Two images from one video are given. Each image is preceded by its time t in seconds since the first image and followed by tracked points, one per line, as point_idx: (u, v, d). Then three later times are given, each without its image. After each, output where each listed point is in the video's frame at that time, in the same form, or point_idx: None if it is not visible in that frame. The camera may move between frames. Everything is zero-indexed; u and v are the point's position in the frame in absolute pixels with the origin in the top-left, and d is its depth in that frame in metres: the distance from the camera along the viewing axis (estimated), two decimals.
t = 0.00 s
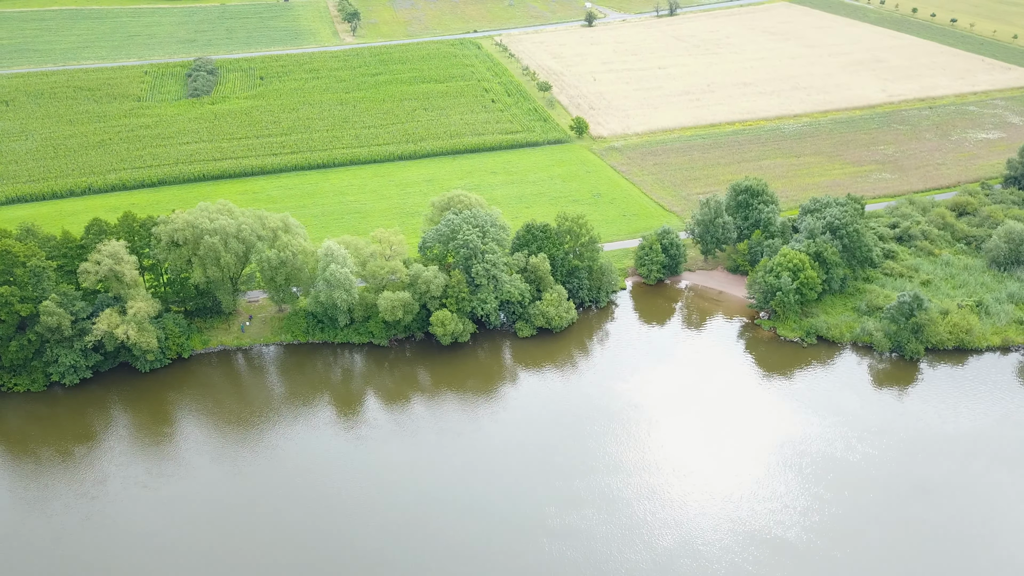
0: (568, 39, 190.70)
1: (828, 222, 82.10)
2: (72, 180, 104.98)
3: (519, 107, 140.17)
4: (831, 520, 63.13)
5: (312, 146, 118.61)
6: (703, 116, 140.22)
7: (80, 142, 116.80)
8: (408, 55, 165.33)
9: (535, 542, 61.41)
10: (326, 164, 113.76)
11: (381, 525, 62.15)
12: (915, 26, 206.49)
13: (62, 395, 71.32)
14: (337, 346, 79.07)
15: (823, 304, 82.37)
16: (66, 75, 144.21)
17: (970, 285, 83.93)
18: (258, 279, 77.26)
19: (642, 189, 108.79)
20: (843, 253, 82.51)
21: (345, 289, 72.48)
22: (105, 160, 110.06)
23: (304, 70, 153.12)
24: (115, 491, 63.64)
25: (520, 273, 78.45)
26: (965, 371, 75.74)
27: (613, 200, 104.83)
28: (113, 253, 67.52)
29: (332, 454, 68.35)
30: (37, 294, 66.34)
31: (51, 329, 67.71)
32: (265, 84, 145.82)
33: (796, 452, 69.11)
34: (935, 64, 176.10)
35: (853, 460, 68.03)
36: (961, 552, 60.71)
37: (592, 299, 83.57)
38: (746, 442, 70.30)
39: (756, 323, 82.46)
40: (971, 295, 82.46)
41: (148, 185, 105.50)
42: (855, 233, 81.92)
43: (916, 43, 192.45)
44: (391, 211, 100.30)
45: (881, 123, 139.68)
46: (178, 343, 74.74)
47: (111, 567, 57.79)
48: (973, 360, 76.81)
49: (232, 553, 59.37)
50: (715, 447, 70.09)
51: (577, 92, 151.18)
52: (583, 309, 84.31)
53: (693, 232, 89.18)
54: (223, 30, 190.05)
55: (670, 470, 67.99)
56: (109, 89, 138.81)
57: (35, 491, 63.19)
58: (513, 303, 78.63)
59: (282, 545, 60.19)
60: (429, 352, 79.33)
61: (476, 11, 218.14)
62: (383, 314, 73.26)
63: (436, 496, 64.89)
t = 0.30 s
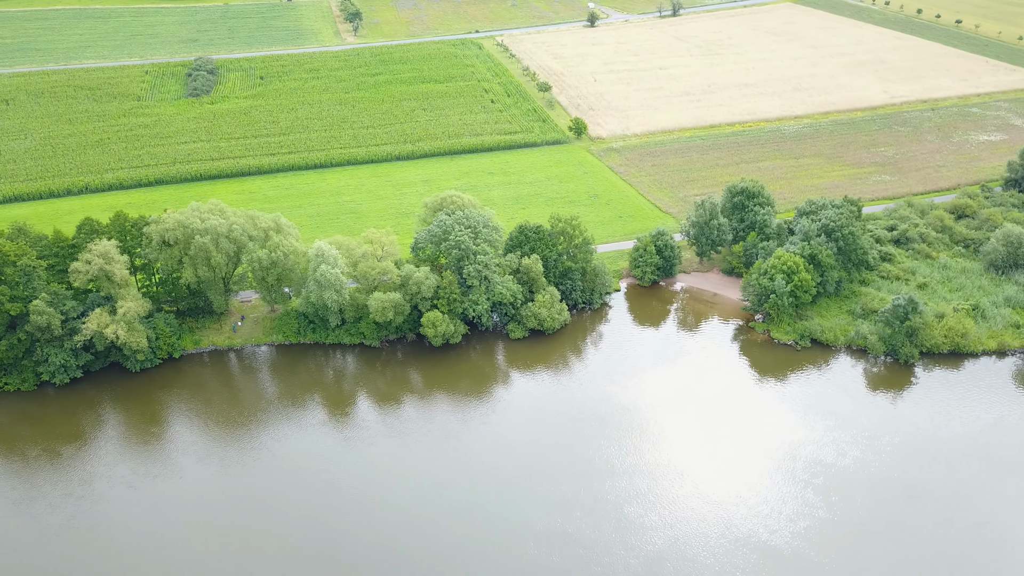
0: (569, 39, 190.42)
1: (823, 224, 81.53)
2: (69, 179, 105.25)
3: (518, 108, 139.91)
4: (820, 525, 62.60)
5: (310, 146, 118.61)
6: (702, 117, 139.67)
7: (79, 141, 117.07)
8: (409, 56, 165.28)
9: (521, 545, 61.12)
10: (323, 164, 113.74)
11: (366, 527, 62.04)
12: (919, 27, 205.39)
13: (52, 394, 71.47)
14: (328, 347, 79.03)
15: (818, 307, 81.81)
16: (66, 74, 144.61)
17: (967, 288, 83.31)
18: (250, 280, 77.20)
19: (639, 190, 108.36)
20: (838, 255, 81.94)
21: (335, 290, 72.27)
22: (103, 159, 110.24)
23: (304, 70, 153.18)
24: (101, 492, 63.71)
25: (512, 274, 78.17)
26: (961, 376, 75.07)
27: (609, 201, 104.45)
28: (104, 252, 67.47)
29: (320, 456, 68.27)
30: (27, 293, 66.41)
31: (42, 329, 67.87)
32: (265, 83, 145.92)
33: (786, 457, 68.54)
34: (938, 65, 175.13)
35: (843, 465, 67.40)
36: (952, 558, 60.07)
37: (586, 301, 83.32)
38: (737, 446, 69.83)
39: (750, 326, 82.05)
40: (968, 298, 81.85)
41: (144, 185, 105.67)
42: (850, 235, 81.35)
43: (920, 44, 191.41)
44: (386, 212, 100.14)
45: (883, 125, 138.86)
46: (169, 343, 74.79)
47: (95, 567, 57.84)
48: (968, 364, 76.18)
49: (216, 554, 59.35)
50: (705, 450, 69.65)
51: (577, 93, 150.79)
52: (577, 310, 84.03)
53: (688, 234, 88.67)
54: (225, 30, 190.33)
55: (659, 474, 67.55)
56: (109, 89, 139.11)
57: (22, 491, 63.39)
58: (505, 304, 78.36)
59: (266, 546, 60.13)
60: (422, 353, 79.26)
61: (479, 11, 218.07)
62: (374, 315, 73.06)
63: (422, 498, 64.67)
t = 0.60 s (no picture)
0: (571, 39, 190.17)
1: (818, 227, 81.05)
2: (67, 178, 105.48)
3: (517, 108, 139.62)
4: (809, 529, 62.12)
5: (307, 146, 118.60)
6: (702, 118, 139.12)
7: (77, 140, 117.35)
8: (410, 56, 165.21)
9: (507, 548, 60.78)
10: (320, 164, 113.71)
11: (351, 528, 61.82)
12: (923, 28, 204.34)
13: (43, 393, 71.66)
14: (319, 347, 78.94)
15: (813, 310, 81.31)
16: (67, 73, 144.99)
17: (964, 292, 82.69)
18: (242, 280, 77.17)
19: (636, 192, 107.94)
20: (833, 258, 81.42)
21: (326, 291, 72.11)
22: (100, 158, 110.47)
23: (304, 69, 153.28)
24: (87, 491, 63.71)
25: (504, 275, 77.92)
26: (955, 380, 74.51)
27: (606, 202, 104.12)
28: (95, 252, 67.57)
29: (308, 457, 68.15)
30: (18, 292, 66.58)
31: (32, 328, 68.03)
32: (265, 83, 146.01)
33: (775, 460, 68.08)
34: (941, 66, 174.15)
35: (832, 470, 66.89)
36: (942, 562, 59.48)
37: (579, 302, 83.01)
38: (726, 449, 69.39)
39: (744, 328, 81.65)
40: (964, 302, 81.24)
41: (142, 184, 105.85)
42: (845, 237, 80.86)
43: (923, 46, 190.39)
44: (382, 212, 99.98)
45: (884, 126, 138.08)
46: (160, 343, 74.83)
47: (79, 567, 57.81)
48: (964, 368, 75.58)
49: (200, 555, 59.25)
50: (693, 453, 69.24)
51: (577, 94, 150.44)
52: (570, 312, 83.76)
53: (683, 235, 88.26)
54: (228, 29, 190.67)
55: (648, 476, 67.13)
56: (109, 88, 139.46)
57: (8, 490, 63.48)
58: (496, 306, 78.09)
59: (251, 547, 59.99)
60: (413, 353, 79.11)
61: (481, 12, 218.02)
62: (364, 315, 72.92)
63: (409, 500, 64.39)
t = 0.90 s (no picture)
0: (572, 40, 189.79)
1: (814, 229, 80.48)
2: (64, 177, 105.65)
3: (516, 109, 139.31)
4: (799, 534, 61.66)
5: (305, 146, 118.60)
6: (703, 119, 138.51)
7: (76, 139, 117.57)
8: (410, 55, 165.06)
9: (492, 551, 60.47)
10: (317, 164, 113.66)
11: (336, 530, 61.66)
12: (928, 29, 203.26)
13: (33, 392, 71.77)
14: (311, 348, 78.86)
15: (808, 313, 80.79)
16: (68, 72, 145.36)
17: (961, 296, 82.07)
18: (234, 280, 77.08)
19: (633, 193, 107.50)
20: (828, 260, 80.83)
21: (316, 291, 71.93)
22: (98, 157, 110.66)
23: (304, 69, 153.31)
24: (73, 491, 63.73)
25: (496, 277, 77.64)
26: (951, 384, 73.88)
27: (603, 203, 103.73)
28: (85, 252, 67.59)
29: (295, 458, 68.04)
30: (8, 291, 66.68)
31: (23, 328, 68.14)
32: (265, 82, 146.09)
33: (764, 464, 67.61)
34: (945, 68, 173.09)
35: (820, 475, 66.26)
36: (932, 568, 58.85)
37: (572, 304, 82.68)
38: (717, 452, 69.06)
39: (738, 331, 81.20)
40: (961, 305, 80.61)
41: (139, 183, 106.01)
42: (841, 240, 80.28)
43: (927, 47, 189.35)
44: (378, 212, 99.71)
45: (885, 128, 137.23)
46: (151, 342, 74.84)
47: (61, 567, 57.79)
48: (959, 372, 74.96)
49: (184, 556, 59.18)
50: (683, 457, 68.75)
51: (577, 94, 150.01)
52: (564, 313, 83.45)
53: (678, 237, 87.79)
54: (230, 29, 190.98)
55: (635, 479, 66.78)
56: (110, 87, 139.76)
57: None
58: (488, 307, 77.82)
59: (235, 549, 59.90)
60: (404, 354, 78.93)
61: (484, 12, 217.82)
62: (355, 316, 72.72)
63: (395, 501, 64.21)
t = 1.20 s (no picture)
0: (574, 40, 189.44)
1: (808, 232, 79.94)
2: (62, 176, 105.91)
3: (516, 109, 139.05)
4: (788, 538, 61.28)
5: (303, 146, 118.60)
6: (702, 120, 137.92)
7: (75, 138, 117.85)
8: (411, 56, 164.99)
9: (480, 552, 60.27)
10: (315, 164, 113.65)
11: (323, 530, 61.57)
12: (932, 30, 202.20)
13: (24, 391, 71.92)
14: (302, 348, 78.79)
15: (802, 316, 80.26)
16: (69, 71, 145.77)
17: (957, 299, 81.41)
18: (226, 280, 76.99)
19: (630, 194, 107.15)
20: (823, 263, 80.31)
21: (307, 292, 71.77)
22: (97, 156, 110.91)
23: (305, 69, 153.41)
24: (58, 491, 63.76)
25: (489, 278, 77.37)
26: (946, 388, 73.25)
27: (600, 205, 103.38)
28: (76, 251, 67.56)
29: (283, 459, 67.95)
30: None
31: (13, 327, 68.23)
32: (265, 82, 146.23)
33: (753, 468, 67.17)
34: (949, 69, 172.11)
35: (809, 480, 65.76)
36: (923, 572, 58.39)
37: (566, 305, 82.36)
38: (707, 455, 68.72)
39: (731, 334, 80.74)
40: (957, 309, 79.97)
41: (136, 183, 106.24)
42: (836, 243, 79.73)
43: (932, 48, 188.24)
44: (374, 212, 99.54)
45: (886, 130, 136.43)
46: (142, 342, 74.82)
47: (45, 567, 57.83)
48: (955, 377, 74.28)
49: (169, 556, 59.15)
50: (673, 460, 68.32)
51: (577, 95, 149.62)
52: (558, 315, 83.13)
53: (673, 239, 87.39)
54: (232, 29, 191.30)
55: (625, 482, 66.38)
56: (110, 86, 140.12)
57: None
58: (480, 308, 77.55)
59: (220, 550, 59.83)
60: (395, 355, 78.82)
61: (487, 12, 217.70)
62: (345, 317, 72.57)
63: (384, 502, 64.11)
